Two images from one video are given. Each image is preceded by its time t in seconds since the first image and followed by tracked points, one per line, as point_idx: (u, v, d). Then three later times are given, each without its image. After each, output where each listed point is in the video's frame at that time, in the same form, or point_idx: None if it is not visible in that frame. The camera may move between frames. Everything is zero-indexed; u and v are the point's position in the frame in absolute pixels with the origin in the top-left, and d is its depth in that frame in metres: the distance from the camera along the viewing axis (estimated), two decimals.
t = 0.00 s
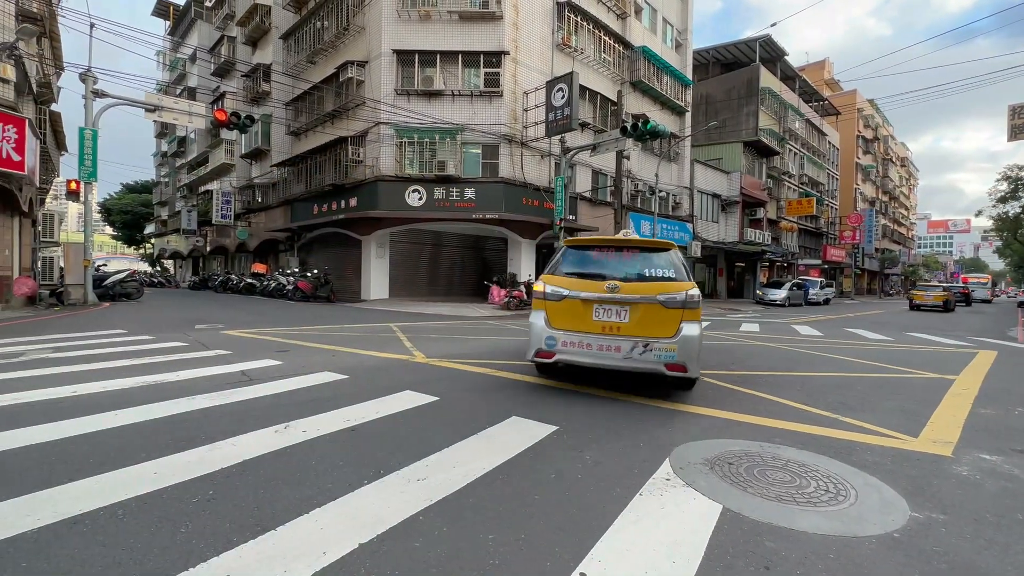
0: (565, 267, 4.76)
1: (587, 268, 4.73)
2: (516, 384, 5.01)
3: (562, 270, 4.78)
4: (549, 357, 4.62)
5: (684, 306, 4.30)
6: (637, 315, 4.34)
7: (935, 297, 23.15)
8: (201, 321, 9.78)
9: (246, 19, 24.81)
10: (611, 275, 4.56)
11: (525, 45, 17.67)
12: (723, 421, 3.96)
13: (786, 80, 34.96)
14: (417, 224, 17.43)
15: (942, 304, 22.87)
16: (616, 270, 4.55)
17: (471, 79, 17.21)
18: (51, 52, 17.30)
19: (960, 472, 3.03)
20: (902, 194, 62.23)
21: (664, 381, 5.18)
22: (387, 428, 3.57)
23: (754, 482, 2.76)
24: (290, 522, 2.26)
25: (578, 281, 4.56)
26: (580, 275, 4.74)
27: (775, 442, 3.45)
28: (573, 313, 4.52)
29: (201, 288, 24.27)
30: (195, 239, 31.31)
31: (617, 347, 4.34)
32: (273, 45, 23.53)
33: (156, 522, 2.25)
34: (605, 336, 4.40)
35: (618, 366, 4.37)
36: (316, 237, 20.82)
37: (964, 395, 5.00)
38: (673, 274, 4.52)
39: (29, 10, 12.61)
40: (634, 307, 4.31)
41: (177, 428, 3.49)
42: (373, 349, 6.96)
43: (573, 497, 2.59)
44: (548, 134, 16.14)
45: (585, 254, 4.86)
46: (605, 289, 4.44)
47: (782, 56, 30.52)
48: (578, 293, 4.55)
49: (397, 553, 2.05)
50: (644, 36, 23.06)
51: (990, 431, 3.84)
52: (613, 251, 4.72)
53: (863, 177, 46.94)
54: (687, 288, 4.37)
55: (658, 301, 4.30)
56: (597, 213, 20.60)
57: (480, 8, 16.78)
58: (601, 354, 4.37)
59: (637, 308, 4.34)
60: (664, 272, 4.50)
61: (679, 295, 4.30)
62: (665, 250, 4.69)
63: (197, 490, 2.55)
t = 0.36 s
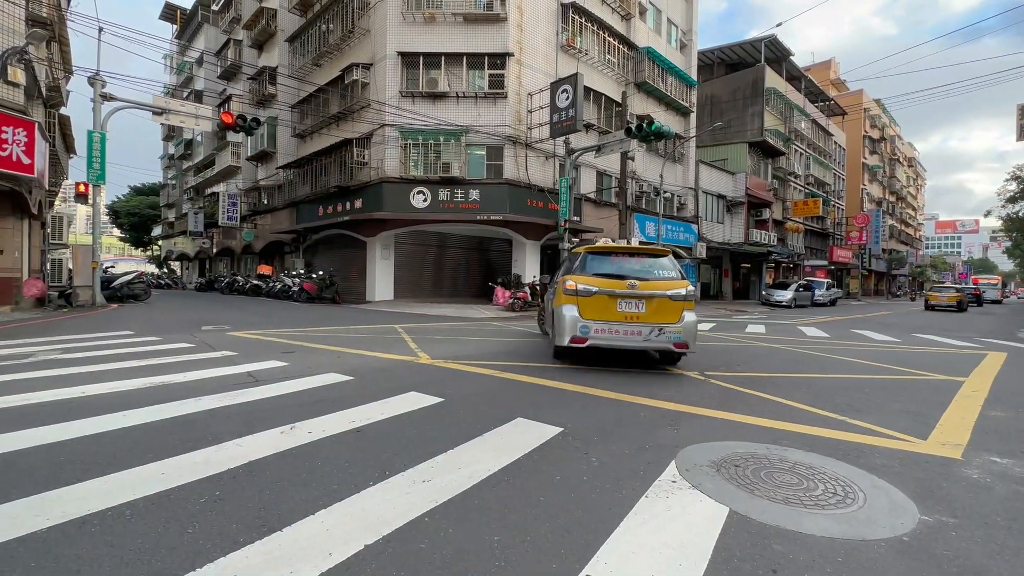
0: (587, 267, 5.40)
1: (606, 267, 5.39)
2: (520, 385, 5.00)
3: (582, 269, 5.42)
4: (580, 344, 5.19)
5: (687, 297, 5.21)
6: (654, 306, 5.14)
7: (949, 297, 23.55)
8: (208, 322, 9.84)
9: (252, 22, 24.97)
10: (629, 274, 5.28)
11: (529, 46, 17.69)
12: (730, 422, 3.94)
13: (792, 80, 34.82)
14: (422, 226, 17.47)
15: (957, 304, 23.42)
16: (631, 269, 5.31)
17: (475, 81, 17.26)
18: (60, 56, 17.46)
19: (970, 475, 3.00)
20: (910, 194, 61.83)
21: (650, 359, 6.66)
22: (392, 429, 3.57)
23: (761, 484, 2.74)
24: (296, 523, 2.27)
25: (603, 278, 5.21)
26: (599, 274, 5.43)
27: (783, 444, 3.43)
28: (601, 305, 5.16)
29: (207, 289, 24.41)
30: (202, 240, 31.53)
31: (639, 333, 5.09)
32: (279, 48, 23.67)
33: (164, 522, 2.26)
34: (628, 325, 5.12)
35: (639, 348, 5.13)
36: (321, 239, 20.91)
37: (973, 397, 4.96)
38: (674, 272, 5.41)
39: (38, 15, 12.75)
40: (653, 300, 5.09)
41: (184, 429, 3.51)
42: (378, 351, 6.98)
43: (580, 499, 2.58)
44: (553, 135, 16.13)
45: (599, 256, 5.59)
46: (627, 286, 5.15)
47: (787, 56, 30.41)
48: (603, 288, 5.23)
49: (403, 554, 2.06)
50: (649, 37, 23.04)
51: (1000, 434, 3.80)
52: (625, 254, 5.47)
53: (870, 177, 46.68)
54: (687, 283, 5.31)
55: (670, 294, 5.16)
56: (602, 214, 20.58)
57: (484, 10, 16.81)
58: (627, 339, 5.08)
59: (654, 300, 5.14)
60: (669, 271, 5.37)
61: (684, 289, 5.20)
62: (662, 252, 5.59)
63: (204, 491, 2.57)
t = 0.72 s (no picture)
0: (584, 269, 6.77)
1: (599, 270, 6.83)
2: (525, 387, 5.01)
3: (578, 273, 6.81)
4: (582, 332, 6.60)
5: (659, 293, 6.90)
6: (636, 301, 6.72)
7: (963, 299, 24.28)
8: (213, 325, 9.90)
9: (258, 26, 25.15)
10: (616, 275, 6.79)
11: (533, 49, 17.71)
12: (735, 424, 3.92)
13: (796, 81, 34.72)
14: (425, 228, 17.51)
15: (969, 305, 24.49)
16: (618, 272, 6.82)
17: (479, 83, 17.32)
18: (68, 61, 17.63)
19: (980, 478, 2.97)
20: (916, 195, 61.51)
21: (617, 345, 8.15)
22: (396, 431, 3.57)
23: (767, 487, 2.72)
24: (300, 525, 2.27)
25: (598, 281, 6.64)
26: (591, 277, 6.85)
27: (789, 447, 3.41)
28: (597, 302, 6.59)
29: (212, 292, 24.52)
30: (207, 243, 31.72)
31: (628, 322, 6.64)
32: (284, 51, 23.81)
33: (168, 524, 2.26)
34: (618, 316, 6.66)
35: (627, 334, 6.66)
36: (326, 242, 20.99)
37: (980, 399, 4.93)
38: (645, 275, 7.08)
39: (47, 20, 12.88)
40: (636, 297, 6.67)
41: (189, 431, 3.52)
42: (382, 353, 6.99)
43: (584, 501, 2.57)
44: (556, 137, 16.14)
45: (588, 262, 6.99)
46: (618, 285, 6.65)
47: (791, 57, 30.34)
48: (597, 288, 6.67)
49: (407, 557, 2.05)
50: (653, 39, 23.04)
51: (1009, 436, 3.76)
52: (610, 259, 6.96)
53: (876, 178, 46.46)
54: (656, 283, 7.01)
55: (647, 292, 6.77)
56: (606, 216, 20.57)
57: (487, 13, 16.87)
58: (619, 327, 6.60)
59: (637, 296, 6.72)
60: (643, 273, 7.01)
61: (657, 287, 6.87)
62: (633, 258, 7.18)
63: (209, 492, 2.58)
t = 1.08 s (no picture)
0: (559, 274, 8.06)
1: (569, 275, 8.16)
2: (528, 391, 5.01)
3: (555, 276, 8.07)
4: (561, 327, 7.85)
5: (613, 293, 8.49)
6: (600, 300, 8.21)
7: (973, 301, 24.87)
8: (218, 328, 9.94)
9: (262, 32, 25.34)
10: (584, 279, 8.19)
11: (535, 53, 17.76)
12: (738, 428, 3.91)
13: (799, 85, 34.69)
14: (428, 232, 17.54)
15: (980, 308, 25.19)
16: (584, 276, 8.24)
17: (482, 88, 17.36)
18: (75, 67, 17.78)
19: (987, 482, 2.95)
20: (920, 198, 61.27)
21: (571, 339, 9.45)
22: (399, 435, 3.57)
23: (772, 491, 2.71)
24: (303, 530, 2.26)
25: (572, 284, 7.97)
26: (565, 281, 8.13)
27: (793, 451, 3.40)
28: (573, 302, 7.92)
29: (216, 296, 24.60)
30: (211, 247, 31.86)
31: (596, 317, 8.10)
32: (288, 57, 23.94)
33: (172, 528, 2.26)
34: (588, 313, 8.06)
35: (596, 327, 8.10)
36: (329, 246, 21.07)
37: (986, 403, 4.89)
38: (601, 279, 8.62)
39: (56, 27, 13.00)
40: (601, 297, 8.16)
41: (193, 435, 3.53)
42: (386, 356, 7.01)
43: (588, 505, 2.56)
44: (559, 141, 16.17)
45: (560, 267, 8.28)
46: (587, 288, 8.07)
47: (794, 60, 30.33)
48: (571, 291, 8.01)
49: (410, 561, 2.05)
50: (655, 43, 23.08)
51: (1016, 441, 3.72)
52: (576, 266, 8.35)
53: (880, 181, 46.33)
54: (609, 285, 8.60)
55: (607, 293, 8.33)
56: (609, 219, 20.57)
57: (490, 18, 16.94)
58: (590, 322, 8.02)
59: (601, 296, 8.20)
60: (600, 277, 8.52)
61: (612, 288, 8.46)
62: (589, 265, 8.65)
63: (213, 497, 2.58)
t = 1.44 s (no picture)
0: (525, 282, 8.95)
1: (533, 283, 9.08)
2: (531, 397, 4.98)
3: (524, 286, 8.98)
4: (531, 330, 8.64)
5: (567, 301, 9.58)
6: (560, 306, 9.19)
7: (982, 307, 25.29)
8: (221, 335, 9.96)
9: (266, 41, 25.56)
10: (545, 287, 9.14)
11: (537, 60, 17.86)
12: (743, 435, 3.87)
13: (800, 90, 34.76)
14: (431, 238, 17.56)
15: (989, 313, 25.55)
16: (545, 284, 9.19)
17: (484, 95, 17.45)
18: (82, 76, 17.94)
19: (995, 490, 2.91)
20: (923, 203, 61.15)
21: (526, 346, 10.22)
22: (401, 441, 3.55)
23: (777, 498, 2.68)
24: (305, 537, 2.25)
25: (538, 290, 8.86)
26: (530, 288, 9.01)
27: (799, 457, 3.36)
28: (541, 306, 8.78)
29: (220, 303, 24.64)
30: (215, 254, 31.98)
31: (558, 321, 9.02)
32: (292, 65, 24.11)
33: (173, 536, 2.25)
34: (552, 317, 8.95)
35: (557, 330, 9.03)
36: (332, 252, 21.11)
37: (993, 409, 4.84)
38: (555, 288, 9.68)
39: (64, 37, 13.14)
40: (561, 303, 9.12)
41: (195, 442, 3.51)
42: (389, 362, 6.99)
43: (592, 512, 2.54)
44: (561, 148, 16.23)
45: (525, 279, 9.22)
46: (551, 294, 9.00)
47: (795, 66, 30.40)
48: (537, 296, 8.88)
49: (412, 568, 2.03)
50: (657, 50, 23.18)
51: None
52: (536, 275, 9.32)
53: (882, 186, 46.27)
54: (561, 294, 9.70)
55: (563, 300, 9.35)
56: (611, 225, 20.57)
57: (492, 26, 17.06)
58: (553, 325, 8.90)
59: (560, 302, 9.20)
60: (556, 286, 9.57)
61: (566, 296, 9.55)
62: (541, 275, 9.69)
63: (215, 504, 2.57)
